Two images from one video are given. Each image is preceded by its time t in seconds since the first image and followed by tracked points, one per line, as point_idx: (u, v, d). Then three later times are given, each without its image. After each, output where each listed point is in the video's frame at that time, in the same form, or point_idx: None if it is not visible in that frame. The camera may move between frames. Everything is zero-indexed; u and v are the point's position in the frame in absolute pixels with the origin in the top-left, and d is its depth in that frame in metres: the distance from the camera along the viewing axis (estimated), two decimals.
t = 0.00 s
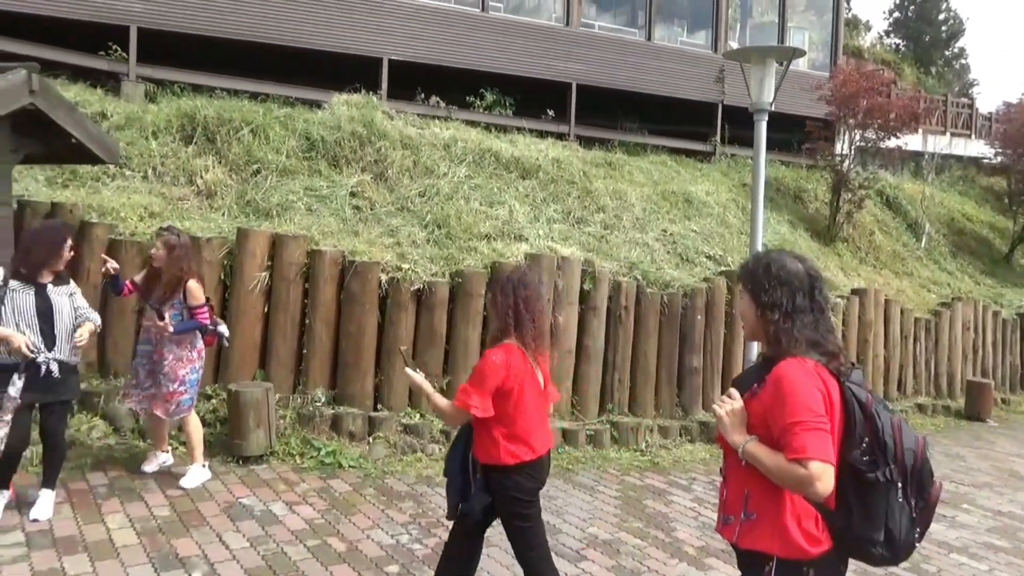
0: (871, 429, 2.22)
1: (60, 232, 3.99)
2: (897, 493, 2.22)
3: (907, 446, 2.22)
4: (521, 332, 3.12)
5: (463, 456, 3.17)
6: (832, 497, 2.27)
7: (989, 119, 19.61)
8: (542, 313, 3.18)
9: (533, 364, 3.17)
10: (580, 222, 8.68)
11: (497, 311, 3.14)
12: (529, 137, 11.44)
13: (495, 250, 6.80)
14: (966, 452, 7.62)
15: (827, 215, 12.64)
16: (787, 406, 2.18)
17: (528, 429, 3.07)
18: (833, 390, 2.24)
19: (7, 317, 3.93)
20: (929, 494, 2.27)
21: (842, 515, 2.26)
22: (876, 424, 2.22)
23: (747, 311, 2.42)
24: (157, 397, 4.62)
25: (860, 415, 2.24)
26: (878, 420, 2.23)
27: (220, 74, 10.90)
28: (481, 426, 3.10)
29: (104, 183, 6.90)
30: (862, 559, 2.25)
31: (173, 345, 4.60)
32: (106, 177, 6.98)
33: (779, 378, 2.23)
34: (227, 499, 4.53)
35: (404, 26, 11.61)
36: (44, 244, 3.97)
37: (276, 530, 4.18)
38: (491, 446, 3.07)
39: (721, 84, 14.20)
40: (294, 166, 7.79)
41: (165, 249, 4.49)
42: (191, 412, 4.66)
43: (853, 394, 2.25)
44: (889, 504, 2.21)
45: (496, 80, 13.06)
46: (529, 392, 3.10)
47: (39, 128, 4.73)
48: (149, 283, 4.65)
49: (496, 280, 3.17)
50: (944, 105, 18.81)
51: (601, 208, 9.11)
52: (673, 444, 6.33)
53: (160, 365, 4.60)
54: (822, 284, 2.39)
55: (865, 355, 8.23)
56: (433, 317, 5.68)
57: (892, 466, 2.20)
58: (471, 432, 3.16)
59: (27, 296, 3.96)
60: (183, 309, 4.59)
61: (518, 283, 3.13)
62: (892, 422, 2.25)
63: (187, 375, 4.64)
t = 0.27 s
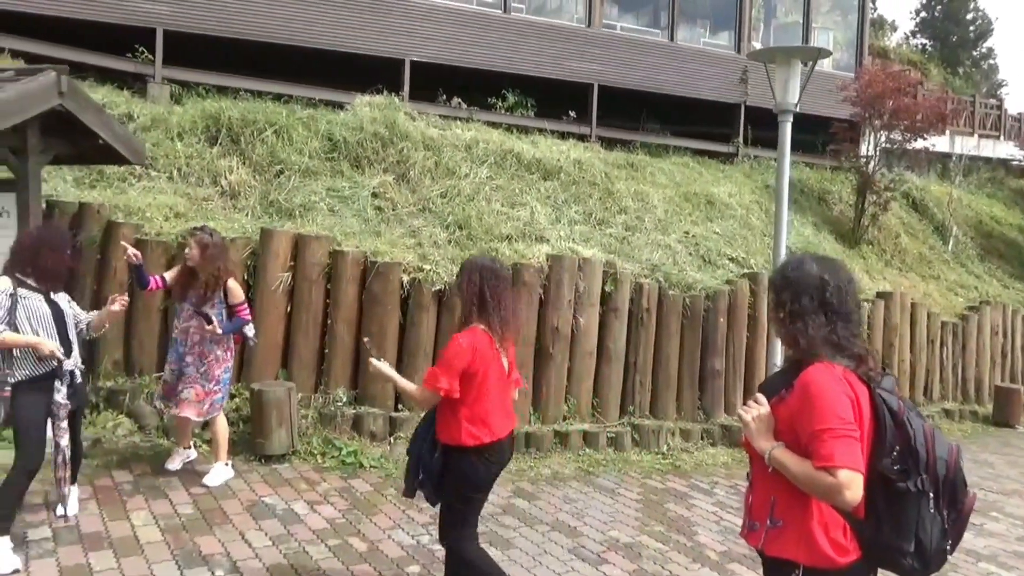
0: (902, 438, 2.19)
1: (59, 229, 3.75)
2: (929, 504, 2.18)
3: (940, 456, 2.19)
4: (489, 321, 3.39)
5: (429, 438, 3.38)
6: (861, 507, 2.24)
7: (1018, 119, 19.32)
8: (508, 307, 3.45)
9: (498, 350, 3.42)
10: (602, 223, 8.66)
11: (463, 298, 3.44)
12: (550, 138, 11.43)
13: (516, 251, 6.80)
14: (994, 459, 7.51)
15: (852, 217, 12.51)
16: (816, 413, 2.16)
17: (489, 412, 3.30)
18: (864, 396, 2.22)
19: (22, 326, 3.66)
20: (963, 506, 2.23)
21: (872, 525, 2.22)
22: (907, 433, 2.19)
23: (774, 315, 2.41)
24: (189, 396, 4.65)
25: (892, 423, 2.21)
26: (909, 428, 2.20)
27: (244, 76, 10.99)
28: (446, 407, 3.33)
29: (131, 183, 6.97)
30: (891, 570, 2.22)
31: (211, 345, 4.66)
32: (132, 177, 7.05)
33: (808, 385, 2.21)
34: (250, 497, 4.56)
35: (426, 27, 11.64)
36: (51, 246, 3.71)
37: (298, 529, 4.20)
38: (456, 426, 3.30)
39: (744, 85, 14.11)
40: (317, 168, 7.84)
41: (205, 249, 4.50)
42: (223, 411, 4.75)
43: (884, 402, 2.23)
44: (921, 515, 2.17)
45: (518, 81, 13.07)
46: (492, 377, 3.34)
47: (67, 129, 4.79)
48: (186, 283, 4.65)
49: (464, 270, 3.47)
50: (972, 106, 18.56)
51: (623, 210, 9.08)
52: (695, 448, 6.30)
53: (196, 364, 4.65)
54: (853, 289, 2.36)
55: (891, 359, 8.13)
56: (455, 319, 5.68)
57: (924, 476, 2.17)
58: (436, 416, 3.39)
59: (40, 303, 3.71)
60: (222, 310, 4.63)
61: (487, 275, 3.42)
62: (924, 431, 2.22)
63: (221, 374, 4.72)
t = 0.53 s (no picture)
0: (921, 442, 2.12)
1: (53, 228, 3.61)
2: (948, 512, 2.09)
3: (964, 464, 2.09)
4: (455, 316, 3.34)
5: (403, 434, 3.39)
6: (877, 510, 2.20)
7: None
8: (474, 299, 3.41)
9: (467, 344, 3.39)
10: (623, 224, 8.63)
11: (429, 294, 3.37)
12: (571, 139, 11.41)
13: (537, 252, 6.78)
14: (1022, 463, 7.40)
15: (876, 217, 12.39)
16: (823, 409, 2.16)
17: (461, 406, 3.30)
18: (880, 397, 2.19)
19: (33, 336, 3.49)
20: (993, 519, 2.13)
21: (887, 529, 2.18)
22: (926, 437, 2.12)
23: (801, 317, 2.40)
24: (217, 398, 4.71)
25: (910, 426, 2.16)
26: (929, 432, 2.13)
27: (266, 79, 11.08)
28: (417, 404, 3.31)
29: (155, 185, 7.04)
30: None
31: (239, 347, 4.71)
32: (157, 180, 7.12)
33: (819, 381, 2.21)
34: (272, 497, 4.59)
35: (447, 29, 11.67)
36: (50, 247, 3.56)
37: (319, 528, 4.22)
38: (428, 423, 3.28)
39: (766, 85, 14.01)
40: (338, 169, 7.89)
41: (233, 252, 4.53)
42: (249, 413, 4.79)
43: (904, 404, 2.18)
44: (937, 522, 2.10)
45: (538, 82, 13.06)
46: (462, 371, 3.32)
47: (93, 131, 4.85)
48: (213, 287, 4.69)
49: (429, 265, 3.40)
50: (999, 104, 18.30)
51: (644, 210, 9.04)
52: (717, 450, 6.26)
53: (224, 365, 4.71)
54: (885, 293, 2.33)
55: (916, 361, 8.03)
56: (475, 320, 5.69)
57: (942, 483, 2.09)
58: (410, 413, 3.37)
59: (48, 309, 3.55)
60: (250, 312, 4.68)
61: (450, 271, 3.36)
62: (948, 437, 2.13)
63: (248, 376, 4.76)
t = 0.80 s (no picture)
0: (924, 443, 2.09)
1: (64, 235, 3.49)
2: (947, 515, 2.05)
3: (966, 466, 2.02)
4: (416, 316, 3.39)
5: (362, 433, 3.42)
6: (879, 508, 2.18)
7: None
8: (438, 301, 3.46)
9: (428, 345, 3.44)
10: (643, 225, 8.61)
11: (393, 295, 3.42)
12: (590, 140, 11.39)
13: (557, 254, 6.76)
14: None
15: (900, 217, 12.26)
16: (820, 403, 2.18)
17: (417, 406, 3.33)
18: (884, 394, 2.17)
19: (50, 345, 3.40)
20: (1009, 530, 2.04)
21: (887, 527, 2.16)
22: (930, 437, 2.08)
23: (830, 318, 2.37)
24: (241, 405, 4.73)
25: (915, 425, 2.12)
26: (932, 431, 2.09)
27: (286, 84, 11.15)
28: (374, 402, 3.36)
29: (179, 191, 7.12)
30: None
31: (260, 352, 4.72)
32: (181, 185, 7.20)
33: (824, 375, 2.22)
34: (296, 499, 4.62)
35: (466, 32, 11.70)
36: (63, 256, 3.44)
37: (342, 530, 4.25)
38: (383, 420, 3.33)
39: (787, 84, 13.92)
40: (358, 173, 7.93)
41: (244, 257, 4.57)
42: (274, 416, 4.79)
43: (912, 403, 2.15)
44: (935, 521, 2.07)
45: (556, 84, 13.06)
46: (419, 372, 3.36)
47: (119, 138, 4.91)
48: (232, 294, 4.75)
49: (394, 266, 3.46)
50: None
51: (664, 212, 9.01)
52: (739, 453, 6.22)
53: (244, 371, 4.73)
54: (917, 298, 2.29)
55: (942, 362, 7.94)
56: (496, 322, 5.69)
57: (939, 483, 2.05)
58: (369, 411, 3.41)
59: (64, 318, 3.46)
60: (269, 315, 4.69)
61: (414, 272, 3.41)
62: (954, 438, 2.07)
63: (272, 381, 4.77)
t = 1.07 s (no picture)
0: (931, 445, 2.04)
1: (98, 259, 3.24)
2: (953, 518, 2.01)
3: (970, 471, 1.97)
4: (397, 309, 3.39)
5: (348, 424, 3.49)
6: (888, 507, 2.16)
7: None
8: (420, 293, 3.45)
9: (410, 339, 3.44)
10: (664, 229, 8.58)
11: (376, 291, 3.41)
12: (610, 144, 11.38)
13: (578, 258, 6.75)
14: None
15: (925, 220, 12.13)
16: (832, 401, 2.17)
17: (397, 400, 3.35)
18: (895, 395, 2.13)
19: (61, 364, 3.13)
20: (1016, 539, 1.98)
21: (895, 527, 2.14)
22: (938, 440, 2.04)
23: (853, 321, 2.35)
24: (255, 409, 4.68)
25: (925, 426, 2.08)
26: (941, 434, 2.04)
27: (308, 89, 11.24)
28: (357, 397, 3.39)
29: (203, 196, 7.19)
30: None
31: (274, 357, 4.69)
32: (205, 190, 7.27)
33: (839, 374, 2.21)
34: (319, 501, 4.64)
35: (486, 36, 11.73)
36: (103, 281, 3.21)
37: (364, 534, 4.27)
38: (366, 415, 3.37)
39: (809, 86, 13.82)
40: (379, 178, 7.97)
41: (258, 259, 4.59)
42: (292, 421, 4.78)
43: (924, 406, 2.11)
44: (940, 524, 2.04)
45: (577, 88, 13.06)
46: (400, 366, 3.37)
47: (146, 144, 4.97)
48: (245, 299, 4.73)
49: (376, 261, 3.45)
50: None
51: (685, 215, 8.98)
52: (762, 458, 6.18)
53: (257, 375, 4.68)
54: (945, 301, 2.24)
55: (969, 367, 7.83)
56: (516, 326, 5.69)
57: (944, 486, 2.01)
58: (354, 403, 3.47)
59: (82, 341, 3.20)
60: (281, 318, 4.65)
61: (394, 265, 3.40)
62: (962, 442, 2.02)
63: (287, 386, 4.76)
